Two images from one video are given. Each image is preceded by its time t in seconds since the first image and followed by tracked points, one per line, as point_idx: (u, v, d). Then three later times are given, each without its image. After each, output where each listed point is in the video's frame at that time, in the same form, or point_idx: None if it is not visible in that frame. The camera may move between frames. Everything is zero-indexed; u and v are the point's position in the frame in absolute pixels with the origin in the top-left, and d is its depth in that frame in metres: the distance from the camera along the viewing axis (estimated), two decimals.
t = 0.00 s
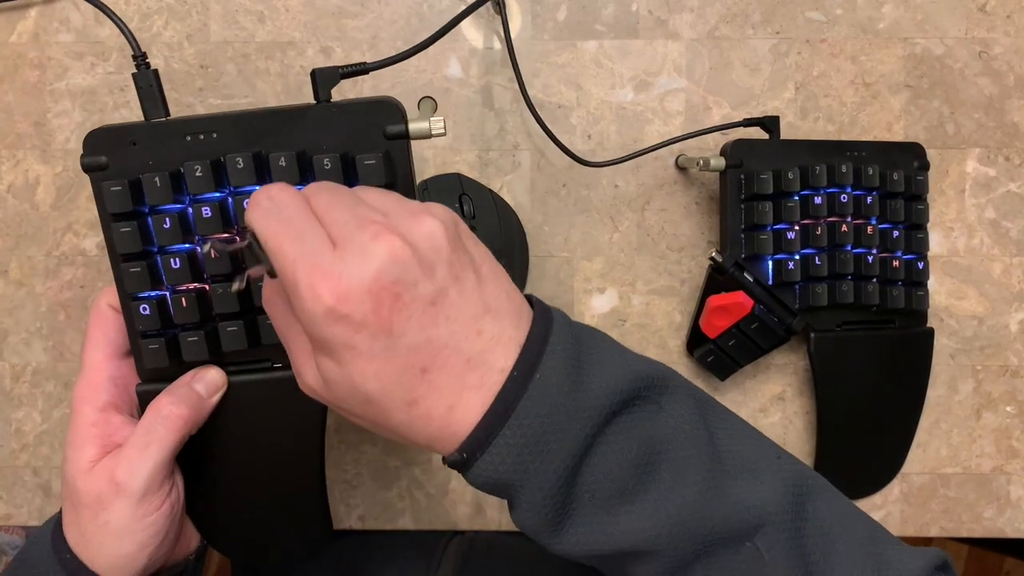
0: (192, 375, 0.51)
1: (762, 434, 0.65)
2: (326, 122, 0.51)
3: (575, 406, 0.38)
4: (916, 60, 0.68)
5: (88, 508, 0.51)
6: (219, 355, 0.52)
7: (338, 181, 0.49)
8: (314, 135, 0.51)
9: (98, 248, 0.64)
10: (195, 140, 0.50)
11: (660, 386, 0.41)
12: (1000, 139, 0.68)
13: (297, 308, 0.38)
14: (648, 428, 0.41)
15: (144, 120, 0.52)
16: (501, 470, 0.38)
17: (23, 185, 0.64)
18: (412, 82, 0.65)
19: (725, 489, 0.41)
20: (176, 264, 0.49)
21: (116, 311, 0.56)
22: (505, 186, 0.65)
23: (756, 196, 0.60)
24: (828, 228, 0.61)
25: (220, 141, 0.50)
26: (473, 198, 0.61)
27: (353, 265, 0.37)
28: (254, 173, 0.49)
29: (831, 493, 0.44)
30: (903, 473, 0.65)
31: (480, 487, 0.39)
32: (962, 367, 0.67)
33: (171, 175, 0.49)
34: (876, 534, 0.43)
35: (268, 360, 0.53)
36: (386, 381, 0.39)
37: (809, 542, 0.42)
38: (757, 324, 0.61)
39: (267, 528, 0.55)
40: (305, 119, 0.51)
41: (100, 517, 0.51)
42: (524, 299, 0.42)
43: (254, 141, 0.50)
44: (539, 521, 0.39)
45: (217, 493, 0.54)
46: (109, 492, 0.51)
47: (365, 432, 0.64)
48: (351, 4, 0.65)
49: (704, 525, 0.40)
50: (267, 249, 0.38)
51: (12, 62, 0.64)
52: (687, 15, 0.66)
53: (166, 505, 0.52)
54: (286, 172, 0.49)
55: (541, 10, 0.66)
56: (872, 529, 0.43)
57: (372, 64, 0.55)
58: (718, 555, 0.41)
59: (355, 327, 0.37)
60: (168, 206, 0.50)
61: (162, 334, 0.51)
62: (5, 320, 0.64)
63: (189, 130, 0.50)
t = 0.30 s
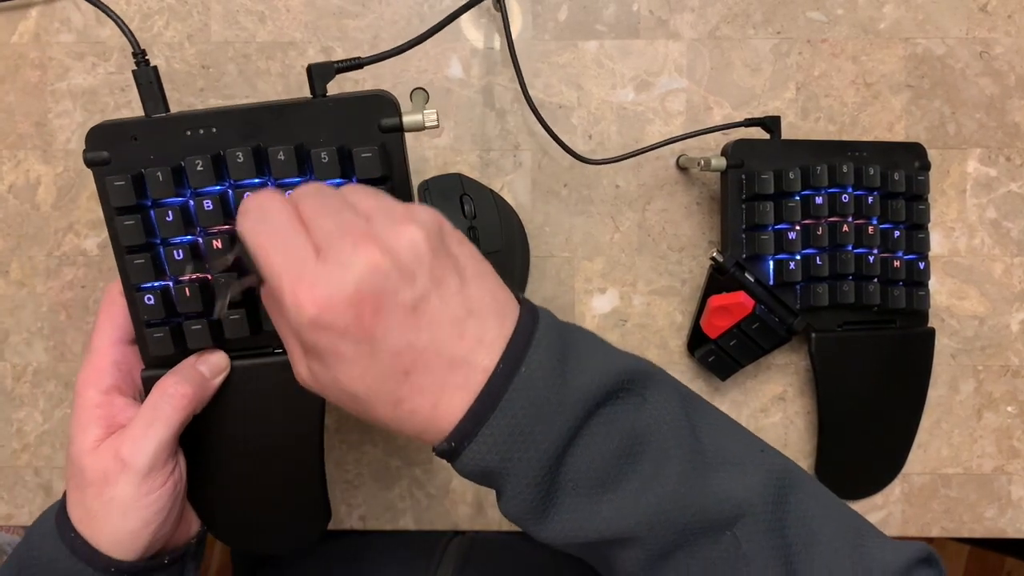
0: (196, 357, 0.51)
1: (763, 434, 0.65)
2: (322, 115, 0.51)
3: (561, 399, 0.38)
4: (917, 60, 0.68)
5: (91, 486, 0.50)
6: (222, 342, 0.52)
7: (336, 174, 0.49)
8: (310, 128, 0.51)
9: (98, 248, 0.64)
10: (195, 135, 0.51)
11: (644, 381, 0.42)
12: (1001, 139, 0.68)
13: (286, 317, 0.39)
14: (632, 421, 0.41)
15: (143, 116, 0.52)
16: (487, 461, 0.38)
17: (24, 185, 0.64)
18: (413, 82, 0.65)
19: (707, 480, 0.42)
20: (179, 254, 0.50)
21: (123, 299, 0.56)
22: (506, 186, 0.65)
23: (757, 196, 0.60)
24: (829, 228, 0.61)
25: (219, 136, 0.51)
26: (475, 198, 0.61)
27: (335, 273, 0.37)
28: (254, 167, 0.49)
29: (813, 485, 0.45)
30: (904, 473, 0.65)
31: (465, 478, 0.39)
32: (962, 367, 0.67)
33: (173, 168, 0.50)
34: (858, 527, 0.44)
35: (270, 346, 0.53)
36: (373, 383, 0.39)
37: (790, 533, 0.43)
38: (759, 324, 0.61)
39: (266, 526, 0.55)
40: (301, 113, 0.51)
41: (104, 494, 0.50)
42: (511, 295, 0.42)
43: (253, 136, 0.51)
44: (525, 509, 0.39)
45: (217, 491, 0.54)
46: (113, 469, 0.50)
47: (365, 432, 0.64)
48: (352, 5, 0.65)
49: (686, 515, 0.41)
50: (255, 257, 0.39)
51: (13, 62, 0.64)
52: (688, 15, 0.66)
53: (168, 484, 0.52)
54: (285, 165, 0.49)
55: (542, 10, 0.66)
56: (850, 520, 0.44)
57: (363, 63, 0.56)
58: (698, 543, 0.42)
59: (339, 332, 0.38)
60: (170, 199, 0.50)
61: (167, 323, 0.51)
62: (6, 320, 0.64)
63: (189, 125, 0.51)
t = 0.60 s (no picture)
0: (232, 354, 0.52)
1: (762, 434, 0.65)
2: (372, 140, 0.53)
3: (559, 394, 0.39)
4: (917, 60, 0.68)
5: (123, 467, 0.50)
6: (259, 339, 0.53)
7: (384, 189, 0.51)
8: (362, 151, 0.53)
9: (98, 248, 0.64)
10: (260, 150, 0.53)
11: (644, 376, 0.42)
12: (1001, 139, 0.68)
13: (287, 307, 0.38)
14: (631, 417, 0.41)
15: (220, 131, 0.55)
16: (488, 456, 0.38)
17: (24, 185, 0.64)
18: (413, 82, 0.65)
19: (708, 476, 0.42)
20: (231, 251, 0.51)
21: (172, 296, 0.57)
22: (506, 186, 0.65)
23: (756, 196, 0.61)
24: (828, 228, 0.60)
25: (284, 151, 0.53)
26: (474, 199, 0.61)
27: (338, 255, 0.37)
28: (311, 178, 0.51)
29: (816, 482, 0.45)
30: (904, 473, 0.65)
31: (466, 474, 0.39)
32: (962, 367, 0.67)
33: (239, 174, 0.52)
34: (858, 522, 0.44)
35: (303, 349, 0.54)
36: (373, 373, 0.39)
37: (792, 529, 0.43)
38: (758, 324, 0.61)
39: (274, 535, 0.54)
40: (357, 137, 0.53)
41: (136, 475, 0.49)
42: (509, 290, 0.42)
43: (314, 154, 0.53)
44: (525, 507, 0.40)
45: (226, 496, 0.54)
46: (147, 451, 0.50)
47: (365, 432, 0.64)
48: (352, 5, 0.65)
49: (687, 509, 0.41)
50: (253, 243, 0.39)
51: (13, 62, 0.64)
52: (687, 15, 0.66)
53: (197, 469, 0.51)
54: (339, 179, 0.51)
55: (542, 10, 0.66)
56: (853, 517, 0.44)
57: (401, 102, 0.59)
58: (701, 539, 0.42)
59: (342, 316, 0.37)
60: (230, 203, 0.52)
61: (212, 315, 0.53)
62: (6, 320, 0.64)
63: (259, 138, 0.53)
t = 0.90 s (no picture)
0: (180, 358, 0.53)
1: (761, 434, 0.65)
2: (299, 138, 0.55)
3: (670, 375, 0.41)
4: (916, 60, 0.68)
5: (80, 470, 0.53)
6: (204, 339, 0.55)
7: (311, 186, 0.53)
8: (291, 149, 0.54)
9: (98, 248, 0.64)
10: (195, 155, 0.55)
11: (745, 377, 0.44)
12: (1000, 139, 0.68)
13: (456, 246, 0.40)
14: (732, 415, 0.43)
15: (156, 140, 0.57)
16: (600, 425, 0.40)
17: (23, 185, 0.64)
18: (411, 82, 0.65)
19: (792, 476, 0.44)
20: (172, 255, 0.53)
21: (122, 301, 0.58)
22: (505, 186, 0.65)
23: (755, 196, 0.60)
24: (827, 228, 0.60)
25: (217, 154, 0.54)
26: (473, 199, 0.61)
27: (522, 206, 0.39)
28: (242, 180, 0.52)
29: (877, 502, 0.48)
30: (903, 473, 0.65)
31: (569, 446, 0.41)
32: (961, 367, 0.67)
33: (174, 180, 0.53)
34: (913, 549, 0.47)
35: (246, 346, 0.55)
36: (525, 324, 0.40)
37: (859, 542, 0.45)
38: (756, 324, 0.61)
39: (239, 529, 0.56)
40: (284, 136, 0.55)
41: (91, 478, 0.53)
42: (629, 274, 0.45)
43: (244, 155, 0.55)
44: (627, 479, 0.42)
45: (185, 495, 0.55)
46: (101, 455, 0.53)
47: (364, 432, 0.64)
48: (351, 5, 0.65)
49: (773, 502, 0.43)
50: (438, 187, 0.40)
51: (12, 62, 0.64)
52: (686, 15, 0.66)
53: (149, 470, 0.53)
54: (267, 178, 0.52)
55: (541, 10, 0.66)
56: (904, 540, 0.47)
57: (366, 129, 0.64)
58: (778, 535, 0.44)
59: (517, 263, 0.39)
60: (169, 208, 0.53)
61: (157, 319, 0.54)
62: (5, 320, 0.64)
63: (193, 146, 0.55)
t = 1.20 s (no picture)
0: (149, 345, 0.53)
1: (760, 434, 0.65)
2: (259, 122, 0.54)
3: (725, 412, 0.52)
4: (915, 60, 0.68)
5: (54, 455, 0.54)
6: (173, 324, 0.55)
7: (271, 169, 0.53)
8: (250, 132, 0.54)
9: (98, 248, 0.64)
10: (157, 143, 0.54)
11: (779, 431, 0.55)
12: (998, 139, 0.68)
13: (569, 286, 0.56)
14: (768, 456, 0.53)
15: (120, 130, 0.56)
16: (664, 441, 0.50)
17: (23, 185, 0.64)
18: (411, 82, 0.65)
19: (819, 514, 0.52)
20: (138, 242, 0.53)
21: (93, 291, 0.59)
22: (505, 186, 0.65)
23: (754, 196, 0.60)
24: (826, 228, 0.60)
25: (179, 141, 0.54)
26: (473, 198, 0.61)
27: (631, 262, 0.56)
28: (204, 165, 0.52)
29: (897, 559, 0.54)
30: (901, 472, 0.65)
31: (638, 460, 0.51)
32: (960, 367, 0.67)
33: (137, 167, 0.53)
34: None
35: (214, 330, 0.55)
36: (619, 346, 0.53)
37: None
38: (755, 323, 0.61)
39: (215, 510, 0.56)
40: (243, 120, 0.54)
41: (65, 462, 0.53)
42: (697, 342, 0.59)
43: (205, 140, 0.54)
44: (680, 491, 0.51)
45: (162, 477, 0.56)
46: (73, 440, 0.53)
47: (363, 432, 0.64)
48: (351, 5, 0.65)
49: (802, 529, 0.51)
50: (570, 247, 0.56)
51: (12, 62, 0.64)
52: (686, 15, 0.66)
53: (121, 454, 0.53)
54: (228, 162, 0.52)
55: (540, 10, 0.66)
56: None
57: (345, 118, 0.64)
58: (808, 565, 0.51)
59: (619, 300, 0.54)
60: (135, 195, 0.53)
61: (126, 306, 0.54)
62: (5, 320, 0.64)
63: (155, 133, 0.55)
